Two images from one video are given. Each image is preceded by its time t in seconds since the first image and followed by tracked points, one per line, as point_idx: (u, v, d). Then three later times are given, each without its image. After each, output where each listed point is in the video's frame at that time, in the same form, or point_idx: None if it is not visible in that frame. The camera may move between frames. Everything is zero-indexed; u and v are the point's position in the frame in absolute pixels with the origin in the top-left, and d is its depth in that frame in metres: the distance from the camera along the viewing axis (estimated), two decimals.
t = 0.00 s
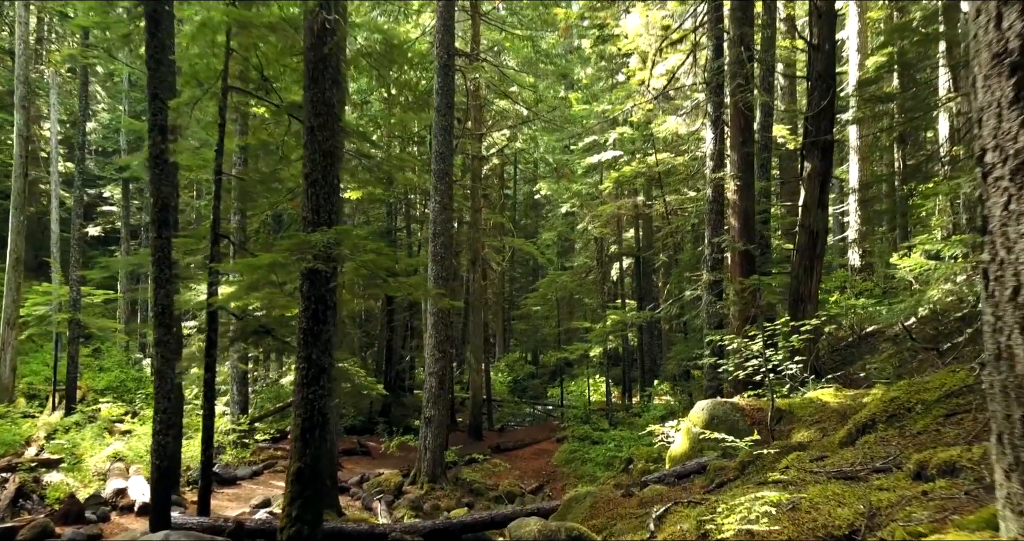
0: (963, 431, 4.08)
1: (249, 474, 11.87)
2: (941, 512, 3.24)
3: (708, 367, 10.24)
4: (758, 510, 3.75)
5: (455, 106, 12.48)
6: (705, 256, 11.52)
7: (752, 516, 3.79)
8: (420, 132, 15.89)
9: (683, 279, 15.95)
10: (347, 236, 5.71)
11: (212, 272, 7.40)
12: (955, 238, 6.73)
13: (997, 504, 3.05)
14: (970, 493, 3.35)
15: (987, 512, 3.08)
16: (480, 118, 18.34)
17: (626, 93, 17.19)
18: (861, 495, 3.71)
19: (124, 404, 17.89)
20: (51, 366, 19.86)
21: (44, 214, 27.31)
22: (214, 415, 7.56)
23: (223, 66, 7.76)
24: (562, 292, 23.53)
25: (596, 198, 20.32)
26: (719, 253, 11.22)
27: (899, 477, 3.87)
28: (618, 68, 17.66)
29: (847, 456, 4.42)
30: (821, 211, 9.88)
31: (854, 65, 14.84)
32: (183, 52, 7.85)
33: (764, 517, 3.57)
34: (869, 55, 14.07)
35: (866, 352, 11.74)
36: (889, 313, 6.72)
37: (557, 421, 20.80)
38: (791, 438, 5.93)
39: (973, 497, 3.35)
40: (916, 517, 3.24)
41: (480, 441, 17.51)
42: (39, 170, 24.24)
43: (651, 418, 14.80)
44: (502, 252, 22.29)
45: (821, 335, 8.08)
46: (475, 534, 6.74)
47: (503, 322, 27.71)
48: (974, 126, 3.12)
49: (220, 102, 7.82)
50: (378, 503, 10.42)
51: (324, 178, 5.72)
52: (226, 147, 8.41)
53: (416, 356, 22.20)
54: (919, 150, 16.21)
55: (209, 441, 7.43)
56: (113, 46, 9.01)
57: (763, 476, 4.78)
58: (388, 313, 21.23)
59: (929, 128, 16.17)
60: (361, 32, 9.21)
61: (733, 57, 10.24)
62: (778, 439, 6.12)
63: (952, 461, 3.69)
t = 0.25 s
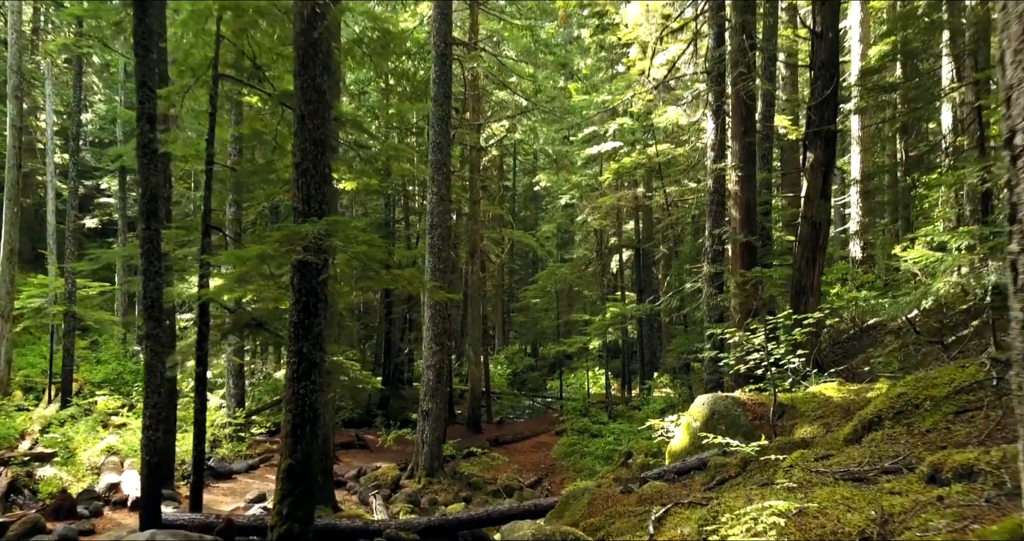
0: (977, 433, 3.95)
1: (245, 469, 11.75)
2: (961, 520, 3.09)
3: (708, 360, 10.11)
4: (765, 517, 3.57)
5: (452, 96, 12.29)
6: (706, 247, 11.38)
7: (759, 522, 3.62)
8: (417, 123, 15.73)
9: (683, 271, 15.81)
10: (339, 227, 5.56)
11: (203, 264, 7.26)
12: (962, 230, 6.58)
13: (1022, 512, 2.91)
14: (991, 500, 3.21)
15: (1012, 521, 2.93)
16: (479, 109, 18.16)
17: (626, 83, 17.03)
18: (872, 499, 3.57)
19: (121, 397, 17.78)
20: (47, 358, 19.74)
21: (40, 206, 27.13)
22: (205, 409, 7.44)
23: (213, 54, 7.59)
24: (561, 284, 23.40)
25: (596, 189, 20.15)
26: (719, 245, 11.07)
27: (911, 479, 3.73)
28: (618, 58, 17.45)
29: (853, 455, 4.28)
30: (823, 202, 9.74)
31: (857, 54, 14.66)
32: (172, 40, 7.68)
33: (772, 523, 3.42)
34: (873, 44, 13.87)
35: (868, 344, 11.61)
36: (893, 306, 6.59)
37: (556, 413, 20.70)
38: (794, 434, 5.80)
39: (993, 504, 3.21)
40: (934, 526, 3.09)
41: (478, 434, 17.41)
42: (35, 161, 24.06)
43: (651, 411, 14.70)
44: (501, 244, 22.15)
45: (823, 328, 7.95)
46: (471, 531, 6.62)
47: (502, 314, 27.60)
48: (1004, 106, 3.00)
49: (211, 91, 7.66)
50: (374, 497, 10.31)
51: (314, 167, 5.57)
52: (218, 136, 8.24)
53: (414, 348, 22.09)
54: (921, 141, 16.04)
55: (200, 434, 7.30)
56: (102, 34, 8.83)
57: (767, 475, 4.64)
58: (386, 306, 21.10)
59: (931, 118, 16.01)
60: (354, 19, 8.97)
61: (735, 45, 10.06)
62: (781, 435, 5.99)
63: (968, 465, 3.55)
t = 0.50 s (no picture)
0: (992, 433, 3.79)
1: (240, 463, 11.64)
2: (983, 529, 2.91)
3: (708, 353, 9.97)
4: (771, 524, 3.37)
5: (449, 84, 12.10)
6: (707, 238, 11.22)
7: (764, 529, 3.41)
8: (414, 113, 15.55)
9: (683, 263, 15.66)
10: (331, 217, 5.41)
11: (193, 256, 7.10)
12: (970, 220, 6.42)
13: None
14: (1014, 509, 3.04)
15: None
16: (477, 99, 17.97)
17: (625, 73, 16.83)
18: (883, 502, 3.41)
19: (117, 389, 17.67)
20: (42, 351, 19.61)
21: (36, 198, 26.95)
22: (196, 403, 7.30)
23: (202, 40, 7.40)
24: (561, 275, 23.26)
25: (596, 180, 19.95)
26: (720, 236, 10.91)
27: (925, 483, 3.55)
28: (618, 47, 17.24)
29: (860, 454, 4.14)
30: (826, 193, 9.56)
31: (859, 44, 14.47)
32: (161, 26, 7.49)
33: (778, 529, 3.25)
34: (876, 32, 13.66)
35: (871, 337, 11.47)
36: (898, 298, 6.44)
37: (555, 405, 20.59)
38: (797, 430, 5.67)
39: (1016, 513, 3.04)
40: (955, 536, 2.90)
41: (476, 427, 17.30)
42: (30, 152, 23.86)
43: (650, 403, 14.59)
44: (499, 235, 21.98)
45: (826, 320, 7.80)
46: (467, 528, 6.49)
47: (501, 305, 27.47)
48: None
49: (200, 78, 7.47)
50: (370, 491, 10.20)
51: (304, 156, 5.41)
52: (208, 125, 8.07)
53: (413, 340, 21.96)
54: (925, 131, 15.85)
55: (191, 429, 7.14)
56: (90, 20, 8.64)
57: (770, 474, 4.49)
58: (384, 297, 20.96)
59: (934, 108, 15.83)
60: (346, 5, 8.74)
61: (737, 32, 9.86)
62: (784, 431, 5.84)
63: (987, 470, 3.39)
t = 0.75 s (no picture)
0: (1009, 436, 3.62)
1: (235, 456, 11.52)
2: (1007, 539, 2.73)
3: (709, 345, 9.83)
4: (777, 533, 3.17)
5: (446, 72, 11.89)
6: (708, 229, 11.06)
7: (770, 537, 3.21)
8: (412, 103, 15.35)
9: (684, 254, 15.50)
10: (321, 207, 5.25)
11: (183, 247, 6.92)
12: (979, 211, 6.26)
13: None
14: None
15: None
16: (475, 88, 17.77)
17: (626, 62, 16.63)
18: (892, 507, 3.25)
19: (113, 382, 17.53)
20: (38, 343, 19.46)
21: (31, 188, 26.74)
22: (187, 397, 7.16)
23: (192, 26, 7.20)
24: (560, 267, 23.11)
25: (596, 171, 19.77)
26: (721, 227, 10.75)
27: (939, 487, 3.37)
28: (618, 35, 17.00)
29: (867, 454, 3.99)
30: (830, 183, 9.40)
31: (862, 32, 14.26)
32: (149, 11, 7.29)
33: (783, 534, 3.09)
34: (880, 20, 13.44)
35: (873, 329, 11.34)
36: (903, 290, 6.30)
37: (554, 397, 20.50)
38: (800, 426, 5.53)
39: None
40: None
41: (475, 419, 17.18)
42: (24, 142, 23.63)
43: (650, 396, 14.47)
44: (498, 226, 21.80)
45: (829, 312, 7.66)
46: (463, 524, 6.36)
47: (500, 297, 27.33)
48: None
49: (190, 65, 7.28)
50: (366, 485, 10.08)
51: (293, 144, 5.25)
52: (199, 113, 7.88)
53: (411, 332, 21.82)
54: (928, 120, 15.66)
55: (182, 424, 7.03)
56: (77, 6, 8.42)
57: (772, 473, 4.35)
58: (382, 289, 20.80)
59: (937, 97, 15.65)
60: None
61: (740, 19, 9.65)
62: (787, 427, 5.69)
63: (1007, 475, 3.21)
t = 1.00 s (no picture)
0: None
1: (230, 450, 11.39)
2: None
3: (709, 338, 9.69)
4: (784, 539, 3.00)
5: (443, 61, 11.70)
6: (709, 221, 10.90)
7: None
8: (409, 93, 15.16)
9: (684, 245, 15.34)
10: (310, 198, 5.08)
11: (172, 239, 6.74)
12: (987, 202, 6.10)
13: None
14: None
15: None
16: (474, 78, 17.58)
17: (626, 51, 16.42)
18: (905, 510, 3.10)
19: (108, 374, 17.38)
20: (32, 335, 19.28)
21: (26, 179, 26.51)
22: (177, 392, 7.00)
23: (180, 12, 7.00)
24: (559, 258, 22.96)
25: (596, 161, 19.58)
26: (723, 218, 10.58)
27: (954, 491, 3.21)
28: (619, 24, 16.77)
29: (875, 454, 3.83)
30: (833, 173, 9.23)
31: (865, 21, 14.06)
32: None
33: None
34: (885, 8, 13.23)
35: (875, 322, 11.20)
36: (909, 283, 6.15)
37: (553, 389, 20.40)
38: (803, 422, 5.39)
39: None
40: None
41: (474, 412, 17.07)
42: (19, 132, 23.37)
43: (649, 388, 14.34)
44: (497, 217, 21.64)
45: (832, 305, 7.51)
46: (458, 522, 6.24)
47: (499, 289, 27.18)
48: None
49: (178, 52, 7.08)
50: (362, 479, 9.95)
51: (282, 133, 5.08)
52: (189, 102, 7.68)
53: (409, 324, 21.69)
54: (932, 110, 15.47)
55: (172, 419, 6.88)
56: None
57: (776, 474, 4.19)
58: (380, 281, 20.64)
59: (940, 87, 15.45)
60: None
61: (742, 5, 9.45)
62: (790, 424, 5.54)
63: None
